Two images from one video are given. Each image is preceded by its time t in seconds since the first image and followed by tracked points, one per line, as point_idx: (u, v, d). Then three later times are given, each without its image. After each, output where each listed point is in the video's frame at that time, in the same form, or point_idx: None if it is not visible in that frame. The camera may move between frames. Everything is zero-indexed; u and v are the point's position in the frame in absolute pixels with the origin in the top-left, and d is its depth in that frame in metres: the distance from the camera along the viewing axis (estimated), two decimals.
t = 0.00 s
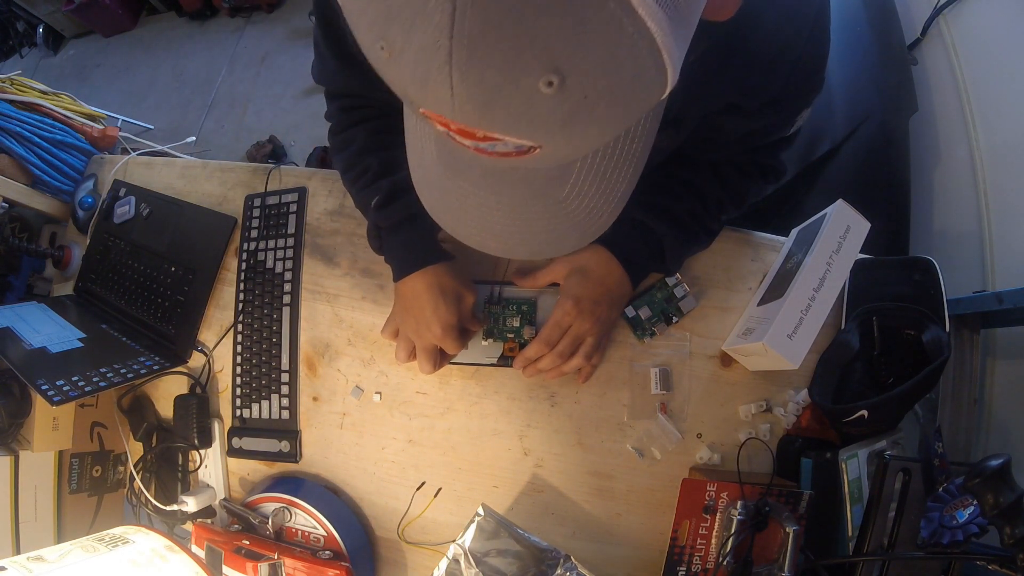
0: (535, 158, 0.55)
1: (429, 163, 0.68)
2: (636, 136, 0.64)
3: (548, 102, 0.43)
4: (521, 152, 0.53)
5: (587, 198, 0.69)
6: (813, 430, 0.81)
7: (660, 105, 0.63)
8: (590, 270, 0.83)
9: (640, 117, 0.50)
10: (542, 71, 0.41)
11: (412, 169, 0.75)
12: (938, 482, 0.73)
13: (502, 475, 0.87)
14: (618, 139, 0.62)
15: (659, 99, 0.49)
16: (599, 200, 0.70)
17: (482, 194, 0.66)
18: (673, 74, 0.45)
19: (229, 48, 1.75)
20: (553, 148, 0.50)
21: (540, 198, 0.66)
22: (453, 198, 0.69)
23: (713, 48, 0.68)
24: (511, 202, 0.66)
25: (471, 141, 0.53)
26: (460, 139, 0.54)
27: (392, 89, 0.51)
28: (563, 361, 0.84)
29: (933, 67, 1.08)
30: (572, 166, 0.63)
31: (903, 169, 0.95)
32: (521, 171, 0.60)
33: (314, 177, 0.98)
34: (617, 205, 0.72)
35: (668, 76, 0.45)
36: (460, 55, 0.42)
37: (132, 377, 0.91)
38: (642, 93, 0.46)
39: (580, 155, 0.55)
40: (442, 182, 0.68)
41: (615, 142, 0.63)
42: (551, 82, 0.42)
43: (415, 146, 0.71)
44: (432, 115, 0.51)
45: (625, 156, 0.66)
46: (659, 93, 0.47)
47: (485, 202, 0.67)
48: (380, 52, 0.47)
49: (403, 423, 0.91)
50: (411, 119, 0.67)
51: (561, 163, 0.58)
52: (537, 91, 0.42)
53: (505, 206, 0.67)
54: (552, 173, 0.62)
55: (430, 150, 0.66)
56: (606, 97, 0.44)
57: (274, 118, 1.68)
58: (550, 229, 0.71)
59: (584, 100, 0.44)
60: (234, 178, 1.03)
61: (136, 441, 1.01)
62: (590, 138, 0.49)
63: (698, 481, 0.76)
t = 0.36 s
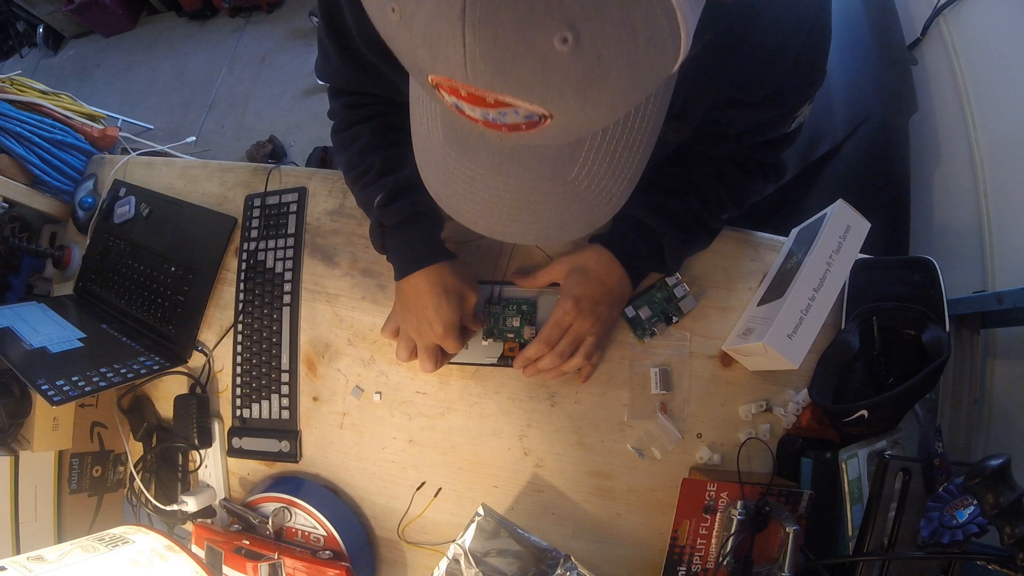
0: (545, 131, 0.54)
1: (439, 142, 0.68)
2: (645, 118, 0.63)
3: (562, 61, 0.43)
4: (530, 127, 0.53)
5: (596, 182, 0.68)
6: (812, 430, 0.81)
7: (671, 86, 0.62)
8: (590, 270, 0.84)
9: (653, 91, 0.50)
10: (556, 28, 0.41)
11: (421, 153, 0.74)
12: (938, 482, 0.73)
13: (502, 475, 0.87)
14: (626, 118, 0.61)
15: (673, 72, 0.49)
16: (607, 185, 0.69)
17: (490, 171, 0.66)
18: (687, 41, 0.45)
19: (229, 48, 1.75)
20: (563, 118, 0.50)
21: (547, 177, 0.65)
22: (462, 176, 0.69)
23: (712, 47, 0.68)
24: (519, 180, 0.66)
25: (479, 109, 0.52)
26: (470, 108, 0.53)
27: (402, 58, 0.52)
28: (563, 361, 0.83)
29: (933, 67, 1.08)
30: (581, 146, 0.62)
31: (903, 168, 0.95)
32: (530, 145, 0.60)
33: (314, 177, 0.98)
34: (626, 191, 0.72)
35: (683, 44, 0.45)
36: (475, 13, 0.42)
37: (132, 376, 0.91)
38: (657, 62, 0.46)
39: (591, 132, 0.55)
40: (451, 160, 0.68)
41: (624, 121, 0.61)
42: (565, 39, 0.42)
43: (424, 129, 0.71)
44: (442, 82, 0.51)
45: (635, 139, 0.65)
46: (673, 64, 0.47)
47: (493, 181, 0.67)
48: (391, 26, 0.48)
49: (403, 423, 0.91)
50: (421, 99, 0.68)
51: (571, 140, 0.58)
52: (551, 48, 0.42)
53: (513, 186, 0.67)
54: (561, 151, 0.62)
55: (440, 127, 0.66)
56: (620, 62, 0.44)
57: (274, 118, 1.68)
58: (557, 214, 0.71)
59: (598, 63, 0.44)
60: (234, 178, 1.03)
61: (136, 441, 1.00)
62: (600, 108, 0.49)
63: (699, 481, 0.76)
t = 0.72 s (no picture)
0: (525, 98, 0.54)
1: (426, 124, 0.68)
2: (633, 102, 0.61)
3: (537, 21, 0.44)
4: (512, 98, 0.54)
5: (583, 167, 0.66)
6: (812, 430, 0.81)
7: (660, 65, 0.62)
8: (590, 269, 0.84)
9: (635, 59, 0.50)
10: None
11: (408, 135, 0.74)
12: (938, 482, 0.73)
13: (502, 475, 0.87)
14: (611, 96, 0.58)
15: (654, 37, 0.48)
16: (594, 170, 0.67)
17: (475, 151, 0.65)
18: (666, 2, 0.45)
19: (229, 48, 1.75)
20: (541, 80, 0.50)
21: (531, 159, 0.64)
22: (448, 157, 0.69)
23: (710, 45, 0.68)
24: (503, 161, 0.65)
25: (458, 76, 0.52)
26: (449, 75, 0.52)
27: (385, 29, 0.52)
28: (563, 361, 0.83)
29: (933, 67, 1.08)
30: (566, 128, 0.61)
31: (903, 168, 0.95)
32: (512, 119, 0.59)
33: (314, 177, 0.98)
34: (615, 176, 0.70)
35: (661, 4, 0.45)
36: None
37: (132, 377, 0.91)
38: (635, 22, 0.46)
39: (573, 104, 0.55)
40: (438, 141, 0.68)
41: (609, 101, 0.59)
42: None
43: (411, 111, 0.71)
44: (421, 48, 0.50)
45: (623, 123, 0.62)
46: (654, 27, 0.47)
47: (478, 162, 0.67)
48: (387, 17, 0.49)
49: (403, 423, 0.91)
50: (409, 81, 0.68)
51: (554, 114, 0.57)
52: (524, 6, 0.43)
53: (498, 164, 0.66)
54: (545, 130, 0.60)
55: (427, 108, 0.66)
56: (597, 19, 0.44)
57: (274, 118, 1.68)
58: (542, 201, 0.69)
59: (573, 22, 0.44)
60: (234, 178, 1.03)
61: (136, 441, 1.00)
62: (577, 71, 0.49)
63: (699, 481, 0.76)
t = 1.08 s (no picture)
0: (509, 91, 0.54)
1: (414, 119, 0.68)
2: (620, 92, 0.60)
3: (513, 12, 0.44)
4: (497, 91, 0.54)
5: (571, 160, 0.66)
6: (813, 430, 0.81)
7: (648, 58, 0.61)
8: (590, 269, 0.83)
9: (620, 50, 0.50)
10: None
11: (398, 131, 0.73)
12: (938, 482, 0.73)
13: (502, 475, 0.87)
14: (598, 89, 0.58)
15: (636, 26, 0.48)
16: (583, 162, 0.67)
17: (463, 146, 0.65)
18: None
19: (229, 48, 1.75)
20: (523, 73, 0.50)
21: (519, 153, 0.64)
22: (437, 152, 0.68)
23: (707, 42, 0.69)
24: (491, 155, 0.65)
25: (441, 70, 0.52)
26: (433, 68, 0.53)
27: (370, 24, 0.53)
28: (563, 361, 0.83)
29: (933, 67, 1.08)
30: (553, 121, 0.60)
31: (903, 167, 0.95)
32: (497, 113, 0.59)
33: (314, 177, 0.98)
34: (606, 169, 0.70)
35: None
36: None
37: (132, 377, 0.91)
38: (614, 10, 0.45)
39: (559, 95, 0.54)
40: (426, 136, 0.68)
41: (596, 95, 0.59)
42: None
43: (401, 106, 0.71)
44: (404, 42, 0.51)
45: (611, 114, 0.62)
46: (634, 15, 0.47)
47: (467, 157, 0.67)
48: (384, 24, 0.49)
49: (403, 423, 0.91)
50: (399, 77, 0.68)
51: (539, 107, 0.57)
52: None
53: (486, 159, 0.66)
54: (531, 124, 0.60)
55: (415, 102, 0.66)
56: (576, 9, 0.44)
57: (274, 118, 1.68)
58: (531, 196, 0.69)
59: (550, 13, 0.44)
60: (234, 178, 1.03)
61: (136, 441, 1.00)
62: (559, 62, 0.49)
63: (698, 481, 0.76)
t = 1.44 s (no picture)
0: (508, 99, 0.54)
1: (413, 125, 0.68)
2: (620, 98, 0.60)
3: (511, 19, 0.44)
4: (496, 98, 0.54)
5: (570, 166, 0.66)
6: (813, 430, 0.81)
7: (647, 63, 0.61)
8: (590, 270, 0.83)
9: (619, 57, 0.50)
10: None
11: (396, 137, 0.73)
12: (938, 482, 0.73)
13: (502, 475, 0.87)
14: (598, 96, 0.58)
15: (636, 32, 0.48)
16: (583, 168, 0.67)
17: (462, 153, 0.65)
18: None
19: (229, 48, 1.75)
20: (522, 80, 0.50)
21: (518, 160, 0.64)
22: (436, 159, 0.68)
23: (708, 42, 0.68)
24: (490, 162, 0.65)
25: (440, 78, 0.52)
26: (431, 77, 0.53)
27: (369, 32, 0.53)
28: (563, 361, 0.83)
29: (933, 67, 1.08)
30: (551, 128, 0.60)
31: (903, 168, 0.95)
32: (497, 120, 0.59)
33: (314, 177, 0.98)
34: (605, 174, 0.70)
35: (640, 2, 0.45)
36: None
37: (132, 377, 0.91)
38: (613, 17, 0.46)
39: (558, 102, 0.55)
40: (425, 143, 0.68)
41: (596, 102, 0.59)
42: None
43: (399, 111, 0.70)
44: (403, 51, 0.51)
45: (610, 120, 0.62)
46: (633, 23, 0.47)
47: (466, 164, 0.66)
48: (385, 28, 0.49)
49: (403, 423, 0.91)
50: (397, 83, 0.68)
51: (539, 114, 0.57)
52: (498, 5, 0.43)
53: (486, 166, 0.66)
54: (530, 131, 0.60)
55: (413, 109, 0.66)
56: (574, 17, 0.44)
57: (274, 118, 1.68)
58: (531, 201, 0.69)
59: (548, 20, 0.44)
60: (234, 178, 1.03)
61: (136, 441, 1.00)
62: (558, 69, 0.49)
63: (699, 481, 0.76)
